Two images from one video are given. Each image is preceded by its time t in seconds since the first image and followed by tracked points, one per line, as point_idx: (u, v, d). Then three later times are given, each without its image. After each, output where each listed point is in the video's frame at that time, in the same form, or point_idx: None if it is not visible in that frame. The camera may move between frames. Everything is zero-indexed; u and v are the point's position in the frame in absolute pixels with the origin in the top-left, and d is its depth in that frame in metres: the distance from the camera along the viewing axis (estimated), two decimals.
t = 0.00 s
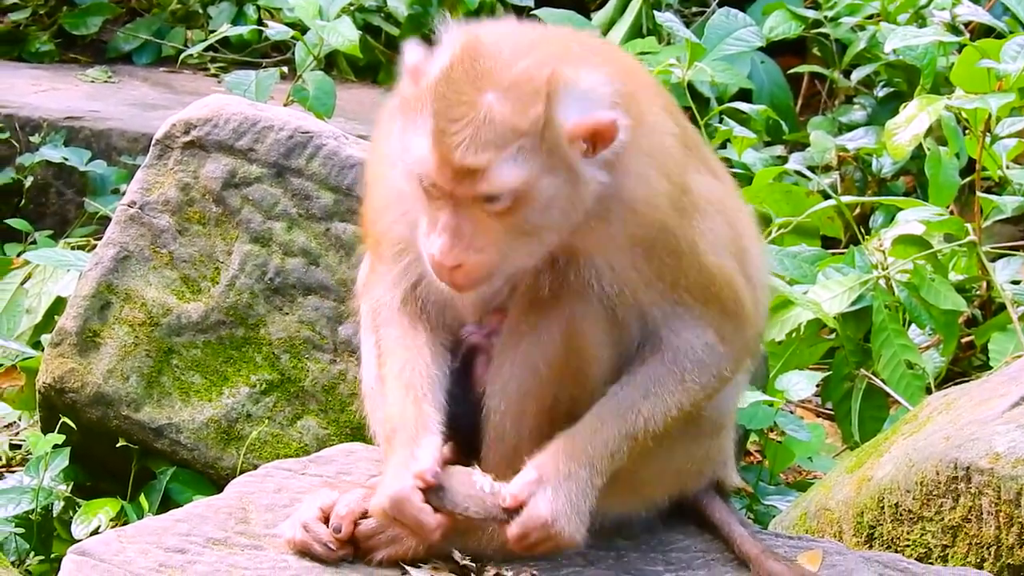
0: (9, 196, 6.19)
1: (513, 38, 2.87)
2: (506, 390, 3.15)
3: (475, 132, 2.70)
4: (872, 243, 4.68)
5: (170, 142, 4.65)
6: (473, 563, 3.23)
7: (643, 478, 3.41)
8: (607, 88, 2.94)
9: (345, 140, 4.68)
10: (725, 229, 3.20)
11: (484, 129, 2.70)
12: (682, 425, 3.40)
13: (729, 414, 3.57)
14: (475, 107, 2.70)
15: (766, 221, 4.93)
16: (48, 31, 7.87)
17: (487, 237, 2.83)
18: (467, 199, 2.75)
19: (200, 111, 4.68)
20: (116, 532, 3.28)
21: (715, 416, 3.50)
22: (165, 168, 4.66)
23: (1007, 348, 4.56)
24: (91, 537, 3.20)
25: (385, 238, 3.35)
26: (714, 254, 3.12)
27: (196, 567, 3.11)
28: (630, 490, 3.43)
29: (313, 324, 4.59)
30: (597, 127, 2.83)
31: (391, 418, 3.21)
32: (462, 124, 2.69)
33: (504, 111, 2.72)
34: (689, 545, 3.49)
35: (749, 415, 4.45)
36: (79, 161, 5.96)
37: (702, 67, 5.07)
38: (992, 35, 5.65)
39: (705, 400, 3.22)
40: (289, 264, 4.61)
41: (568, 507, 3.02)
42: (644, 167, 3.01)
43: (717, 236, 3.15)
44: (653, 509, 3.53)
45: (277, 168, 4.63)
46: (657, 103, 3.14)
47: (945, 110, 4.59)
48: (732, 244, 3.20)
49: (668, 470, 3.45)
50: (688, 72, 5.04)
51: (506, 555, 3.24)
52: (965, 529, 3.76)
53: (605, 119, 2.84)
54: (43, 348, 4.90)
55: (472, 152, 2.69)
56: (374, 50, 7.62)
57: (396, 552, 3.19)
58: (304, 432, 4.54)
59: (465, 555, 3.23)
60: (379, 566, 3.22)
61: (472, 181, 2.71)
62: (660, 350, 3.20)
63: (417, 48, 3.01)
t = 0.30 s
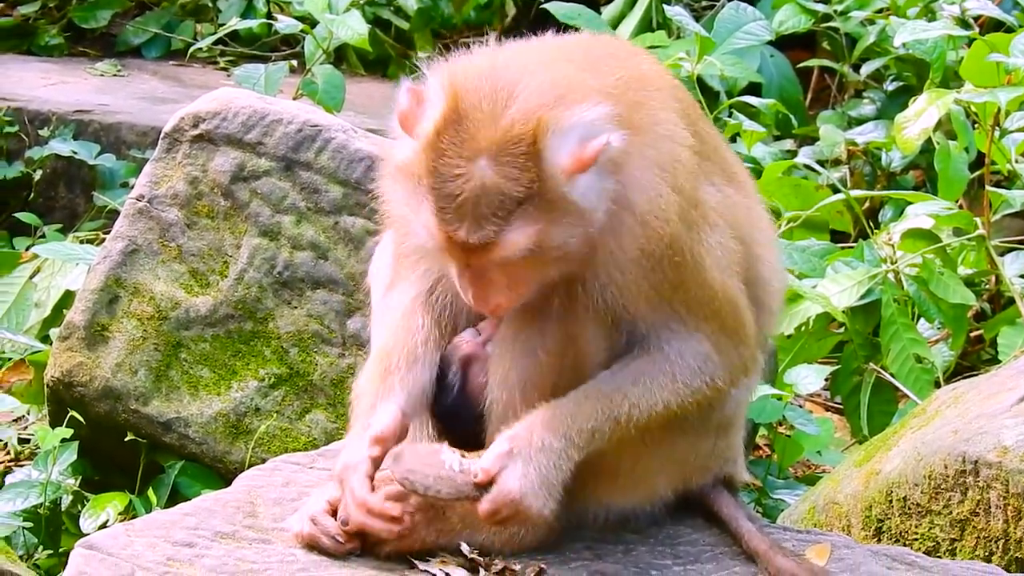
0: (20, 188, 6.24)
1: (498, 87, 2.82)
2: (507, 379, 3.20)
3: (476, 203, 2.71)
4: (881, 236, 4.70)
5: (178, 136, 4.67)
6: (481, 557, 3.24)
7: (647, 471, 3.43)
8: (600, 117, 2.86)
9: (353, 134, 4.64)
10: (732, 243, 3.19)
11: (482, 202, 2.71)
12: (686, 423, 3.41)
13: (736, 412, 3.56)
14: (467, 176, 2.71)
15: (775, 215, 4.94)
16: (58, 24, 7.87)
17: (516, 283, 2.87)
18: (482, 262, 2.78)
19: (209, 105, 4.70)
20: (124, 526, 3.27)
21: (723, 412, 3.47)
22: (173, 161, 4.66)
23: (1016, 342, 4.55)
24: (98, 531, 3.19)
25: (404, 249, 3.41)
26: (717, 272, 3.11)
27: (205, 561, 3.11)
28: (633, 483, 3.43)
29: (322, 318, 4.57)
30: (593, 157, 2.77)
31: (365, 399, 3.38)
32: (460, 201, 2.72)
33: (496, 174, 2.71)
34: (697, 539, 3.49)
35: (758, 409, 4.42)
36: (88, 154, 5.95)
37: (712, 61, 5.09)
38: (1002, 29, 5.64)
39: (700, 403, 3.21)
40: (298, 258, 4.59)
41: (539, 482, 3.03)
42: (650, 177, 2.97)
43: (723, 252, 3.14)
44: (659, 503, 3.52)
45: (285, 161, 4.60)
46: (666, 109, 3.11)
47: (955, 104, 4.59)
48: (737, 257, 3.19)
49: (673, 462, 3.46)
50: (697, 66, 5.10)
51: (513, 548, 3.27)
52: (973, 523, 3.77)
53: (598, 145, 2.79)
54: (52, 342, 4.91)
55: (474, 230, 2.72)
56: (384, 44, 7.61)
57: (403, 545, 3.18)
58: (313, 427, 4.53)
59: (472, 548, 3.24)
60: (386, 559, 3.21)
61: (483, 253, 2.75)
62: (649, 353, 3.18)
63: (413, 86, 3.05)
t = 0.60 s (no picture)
0: (24, 180, 6.24)
1: (503, 93, 2.81)
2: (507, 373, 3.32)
3: (483, 212, 2.71)
4: (885, 229, 4.69)
5: (182, 128, 4.67)
6: (485, 549, 3.25)
7: (648, 461, 3.43)
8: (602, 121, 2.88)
9: (357, 126, 4.69)
10: (736, 229, 3.19)
11: (488, 210, 2.71)
12: (687, 412, 3.40)
13: (740, 401, 3.55)
14: (473, 185, 2.71)
15: (779, 207, 4.93)
16: (63, 16, 7.88)
17: (517, 290, 2.87)
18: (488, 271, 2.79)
19: (213, 96, 4.70)
20: (128, 518, 3.25)
21: (727, 401, 3.47)
22: (177, 153, 4.66)
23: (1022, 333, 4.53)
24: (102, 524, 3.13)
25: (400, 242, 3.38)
26: (721, 258, 3.11)
27: (208, 553, 3.10)
28: (639, 474, 3.44)
29: (327, 310, 4.58)
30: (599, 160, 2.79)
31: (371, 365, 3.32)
32: (466, 209, 2.71)
33: (503, 182, 2.71)
34: (700, 531, 3.49)
35: (762, 401, 4.45)
36: (92, 147, 5.95)
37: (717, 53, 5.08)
38: (1006, 22, 5.64)
39: (706, 372, 3.19)
40: (302, 250, 4.61)
41: (525, 428, 3.05)
42: (649, 171, 2.99)
43: (727, 239, 3.14)
44: (663, 493, 3.53)
45: (290, 154, 4.63)
46: (664, 104, 3.13)
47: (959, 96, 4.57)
48: (741, 244, 3.19)
49: (674, 453, 3.46)
50: (702, 59, 5.10)
51: (517, 540, 3.29)
52: (976, 515, 3.77)
53: (604, 146, 2.80)
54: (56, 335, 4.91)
55: (481, 237, 2.72)
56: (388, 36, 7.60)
57: (406, 537, 3.20)
58: (317, 418, 4.54)
59: (476, 540, 3.25)
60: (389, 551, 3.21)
61: (490, 262, 2.75)
62: (660, 328, 3.15)
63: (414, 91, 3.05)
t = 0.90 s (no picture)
0: (24, 175, 6.24)
1: (508, 86, 2.81)
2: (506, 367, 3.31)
3: (493, 205, 2.69)
4: (885, 223, 4.70)
5: (182, 123, 4.68)
6: (484, 543, 3.25)
7: (647, 455, 3.43)
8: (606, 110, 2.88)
9: (357, 121, 4.69)
10: (734, 222, 3.21)
11: (499, 203, 2.69)
12: (687, 405, 3.40)
13: (738, 395, 3.55)
14: (484, 178, 2.69)
15: (779, 202, 4.93)
16: (63, 12, 7.88)
17: (523, 282, 2.86)
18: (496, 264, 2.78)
19: (213, 91, 4.71)
20: (126, 513, 3.25)
21: (726, 394, 3.48)
22: (177, 148, 4.67)
23: (1021, 328, 4.53)
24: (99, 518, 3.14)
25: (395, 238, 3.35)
26: (719, 250, 3.12)
27: (207, 548, 3.10)
28: (638, 467, 3.45)
29: (326, 305, 4.59)
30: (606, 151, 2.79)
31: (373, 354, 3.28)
32: (478, 202, 2.70)
33: (513, 174, 2.70)
34: (700, 525, 3.49)
35: (761, 395, 4.43)
36: (93, 141, 5.95)
37: (717, 49, 5.09)
38: (1006, 17, 5.64)
39: (706, 365, 3.19)
40: (301, 245, 4.62)
41: (532, 417, 3.03)
42: (647, 164, 2.99)
43: (725, 232, 3.16)
44: (662, 487, 3.54)
45: (290, 148, 4.64)
46: (659, 97, 3.14)
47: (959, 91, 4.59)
48: (740, 236, 3.21)
49: (673, 446, 3.46)
50: (702, 53, 5.09)
51: (516, 535, 3.29)
52: (975, 509, 3.78)
53: (610, 137, 2.80)
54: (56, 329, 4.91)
55: (492, 230, 2.70)
56: (389, 31, 7.59)
57: (406, 531, 3.19)
58: (317, 413, 4.54)
59: (475, 534, 3.25)
60: (388, 545, 3.21)
61: (500, 254, 2.74)
62: (662, 323, 3.15)
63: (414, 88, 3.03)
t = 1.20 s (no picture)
0: (25, 183, 6.26)
1: (510, 102, 2.79)
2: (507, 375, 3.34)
3: (493, 221, 2.69)
4: (883, 230, 4.68)
5: (181, 130, 4.68)
6: (484, 549, 3.27)
7: (647, 461, 3.43)
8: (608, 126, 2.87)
9: (357, 127, 4.68)
10: (734, 229, 3.22)
11: (499, 220, 2.69)
12: (686, 411, 3.39)
13: (738, 401, 3.53)
14: (483, 194, 2.68)
15: (777, 208, 4.93)
16: (63, 20, 7.90)
17: (518, 298, 2.85)
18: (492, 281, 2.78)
19: (212, 99, 4.72)
20: (126, 519, 3.23)
21: (726, 400, 3.47)
22: (177, 155, 4.68)
23: (1021, 334, 4.53)
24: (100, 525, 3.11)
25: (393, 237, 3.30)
26: (718, 256, 3.14)
27: (207, 555, 3.10)
28: (637, 472, 3.44)
29: (325, 311, 4.58)
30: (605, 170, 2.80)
31: (361, 321, 3.31)
32: (477, 219, 2.68)
33: (512, 192, 2.69)
34: (700, 531, 3.48)
35: (760, 401, 4.45)
36: (92, 148, 5.96)
37: (714, 54, 5.14)
38: (1004, 23, 5.64)
39: (705, 368, 3.21)
40: (301, 252, 4.61)
41: (525, 416, 3.07)
42: (648, 177, 3.00)
43: (726, 238, 3.18)
44: (662, 493, 3.52)
45: (290, 155, 4.64)
46: (659, 108, 3.14)
47: (957, 97, 4.58)
48: (740, 243, 3.22)
49: (672, 452, 3.46)
50: (700, 59, 5.10)
51: (516, 540, 3.31)
52: (976, 515, 3.82)
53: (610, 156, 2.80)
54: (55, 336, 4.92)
55: (491, 247, 2.70)
56: (387, 38, 7.61)
57: (406, 538, 3.21)
58: (316, 419, 4.53)
59: (475, 540, 3.27)
60: (388, 552, 3.22)
61: (500, 270, 2.73)
62: (661, 323, 3.18)
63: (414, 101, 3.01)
